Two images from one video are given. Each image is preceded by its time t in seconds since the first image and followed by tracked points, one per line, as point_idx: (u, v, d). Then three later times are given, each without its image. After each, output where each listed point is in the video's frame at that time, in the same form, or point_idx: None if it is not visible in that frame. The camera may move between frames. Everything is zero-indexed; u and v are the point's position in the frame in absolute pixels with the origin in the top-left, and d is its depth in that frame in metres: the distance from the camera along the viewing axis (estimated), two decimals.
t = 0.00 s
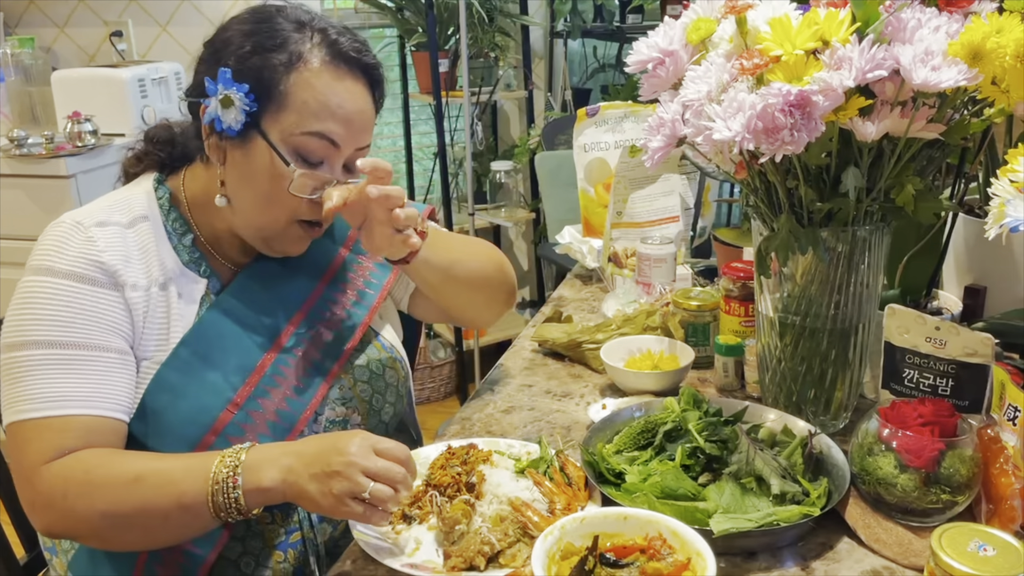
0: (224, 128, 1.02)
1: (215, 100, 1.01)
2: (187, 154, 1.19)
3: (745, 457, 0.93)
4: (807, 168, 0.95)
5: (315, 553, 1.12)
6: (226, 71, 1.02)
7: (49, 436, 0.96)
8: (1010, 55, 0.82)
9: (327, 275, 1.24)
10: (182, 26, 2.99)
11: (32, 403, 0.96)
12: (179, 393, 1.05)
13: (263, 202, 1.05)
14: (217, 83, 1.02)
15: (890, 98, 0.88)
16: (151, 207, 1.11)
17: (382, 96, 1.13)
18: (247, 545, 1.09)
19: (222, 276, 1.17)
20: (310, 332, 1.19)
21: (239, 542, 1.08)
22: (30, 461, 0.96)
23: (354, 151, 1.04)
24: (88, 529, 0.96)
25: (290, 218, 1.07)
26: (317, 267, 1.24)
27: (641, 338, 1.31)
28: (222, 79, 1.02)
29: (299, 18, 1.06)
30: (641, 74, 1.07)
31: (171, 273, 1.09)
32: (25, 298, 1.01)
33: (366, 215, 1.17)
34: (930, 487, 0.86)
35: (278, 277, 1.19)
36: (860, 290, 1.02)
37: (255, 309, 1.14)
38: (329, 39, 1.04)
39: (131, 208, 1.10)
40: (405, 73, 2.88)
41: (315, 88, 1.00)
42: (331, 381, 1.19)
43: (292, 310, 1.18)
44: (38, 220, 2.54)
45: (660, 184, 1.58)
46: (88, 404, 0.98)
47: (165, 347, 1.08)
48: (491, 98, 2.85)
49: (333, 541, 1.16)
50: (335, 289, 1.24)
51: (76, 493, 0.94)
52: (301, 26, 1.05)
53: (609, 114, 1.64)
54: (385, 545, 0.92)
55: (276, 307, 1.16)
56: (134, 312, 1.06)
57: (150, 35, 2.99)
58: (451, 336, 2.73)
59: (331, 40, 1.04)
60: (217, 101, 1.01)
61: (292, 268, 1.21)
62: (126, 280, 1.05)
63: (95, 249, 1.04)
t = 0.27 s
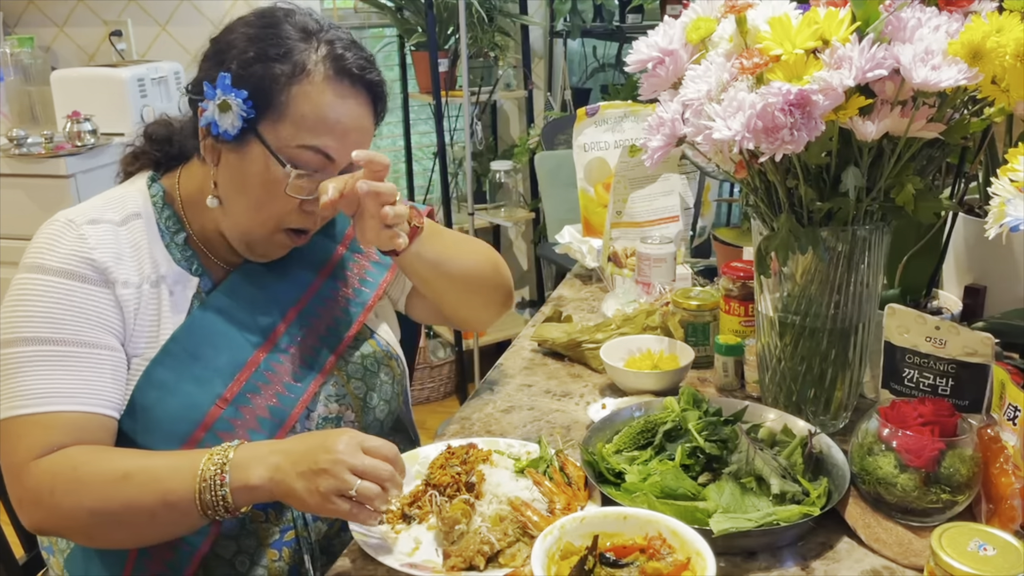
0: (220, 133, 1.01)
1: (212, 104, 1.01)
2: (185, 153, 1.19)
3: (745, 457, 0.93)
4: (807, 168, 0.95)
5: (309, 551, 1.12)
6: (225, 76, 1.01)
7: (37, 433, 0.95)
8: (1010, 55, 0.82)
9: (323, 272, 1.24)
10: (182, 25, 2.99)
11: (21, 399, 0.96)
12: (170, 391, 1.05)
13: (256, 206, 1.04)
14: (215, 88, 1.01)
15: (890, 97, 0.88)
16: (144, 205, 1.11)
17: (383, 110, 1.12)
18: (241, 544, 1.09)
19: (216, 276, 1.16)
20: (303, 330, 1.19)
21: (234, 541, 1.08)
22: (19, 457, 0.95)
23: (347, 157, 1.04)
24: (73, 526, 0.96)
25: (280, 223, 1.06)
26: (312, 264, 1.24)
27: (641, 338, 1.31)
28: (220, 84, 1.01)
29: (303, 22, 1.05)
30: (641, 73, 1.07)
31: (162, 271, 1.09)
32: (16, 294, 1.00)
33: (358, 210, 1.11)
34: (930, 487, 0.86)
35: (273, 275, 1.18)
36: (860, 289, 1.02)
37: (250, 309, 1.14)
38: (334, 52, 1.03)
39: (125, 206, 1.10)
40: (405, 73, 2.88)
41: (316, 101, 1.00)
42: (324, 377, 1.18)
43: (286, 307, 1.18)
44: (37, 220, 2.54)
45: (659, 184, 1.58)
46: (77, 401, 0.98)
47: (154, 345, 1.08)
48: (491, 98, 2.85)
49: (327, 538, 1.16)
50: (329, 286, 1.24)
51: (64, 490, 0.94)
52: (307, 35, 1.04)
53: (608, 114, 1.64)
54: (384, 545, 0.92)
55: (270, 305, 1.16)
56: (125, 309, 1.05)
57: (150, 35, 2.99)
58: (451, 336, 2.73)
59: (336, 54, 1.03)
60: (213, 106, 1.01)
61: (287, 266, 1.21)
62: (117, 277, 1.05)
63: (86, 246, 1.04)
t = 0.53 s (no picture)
0: (213, 138, 1.01)
1: (201, 109, 1.00)
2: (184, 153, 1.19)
3: (745, 457, 0.93)
4: (806, 168, 0.95)
5: (308, 553, 1.11)
6: (213, 81, 1.00)
7: (38, 442, 0.95)
8: (1010, 54, 0.82)
9: (318, 272, 1.24)
10: (182, 25, 2.99)
11: (22, 408, 0.96)
12: (171, 394, 1.06)
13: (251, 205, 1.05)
14: (203, 92, 1.01)
15: (889, 97, 0.88)
16: (141, 209, 1.11)
17: (376, 110, 1.13)
18: (239, 545, 1.09)
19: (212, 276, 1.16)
20: (302, 330, 1.19)
21: (231, 542, 1.08)
22: (20, 466, 0.96)
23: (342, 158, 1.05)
24: (76, 533, 0.96)
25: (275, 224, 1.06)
26: (309, 262, 1.23)
27: (640, 338, 1.31)
28: (208, 89, 1.00)
29: (297, 23, 1.05)
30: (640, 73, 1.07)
31: (161, 276, 1.09)
32: (14, 302, 1.00)
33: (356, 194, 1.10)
34: (929, 487, 0.86)
35: (270, 274, 1.18)
36: (859, 290, 1.02)
37: (247, 310, 1.14)
38: (324, 53, 1.02)
39: (122, 210, 1.10)
40: (404, 73, 2.88)
41: (307, 103, 1.00)
42: (322, 377, 1.18)
43: (284, 308, 1.19)
44: (37, 220, 2.54)
45: (659, 184, 1.58)
46: (77, 409, 0.98)
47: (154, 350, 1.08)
48: (491, 98, 2.85)
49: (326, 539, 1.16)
50: (325, 284, 1.24)
51: (69, 498, 0.94)
52: (297, 36, 1.03)
53: (608, 114, 1.64)
54: (384, 545, 0.92)
55: (268, 307, 1.17)
56: (124, 314, 1.05)
57: (149, 35, 2.99)
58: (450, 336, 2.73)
59: (327, 55, 1.02)
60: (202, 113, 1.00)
61: (285, 267, 1.21)
62: (115, 283, 1.05)
63: (84, 253, 1.04)
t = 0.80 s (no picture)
0: (204, 136, 1.01)
1: (194, 108, 1.01)
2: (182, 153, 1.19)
3: (744, 457, 0.93)
4: (805, 168, 0.95)
5: (308, 556, 1.11)
6: (204, 78, 1.01)
7: (38, 448, 0.95)
8: (1009, 55, 0.82)
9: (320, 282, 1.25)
10: (181, 25, 2.99)
11: (20, 414, 0.96)
12: (170, 398, 1.06)
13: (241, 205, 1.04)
14: (195, 90, 1.02)
15: (888, 98, 0.88)
16: (135, 211, 1.11)
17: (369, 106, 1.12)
18: (239, 548, 1.09)
19: (207, 277, 1.16)
20: (301, 338, 1.19)
21: (230, 545, 1.08)
22: (20, 473, 0.95)
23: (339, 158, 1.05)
24: (81, 538, 0.96)
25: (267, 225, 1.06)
26: (309, 273, 1.25)
27: (639, 338, 1.31)
28: (200, 87, 1.01)
29: (288, 19, 1.05)
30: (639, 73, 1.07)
31: (156, 279, 1.09)
32: (10, 307, 1.00)
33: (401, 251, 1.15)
34: (927, 487, 0.86)
35: (271, 284, 1.19)
36: (858, 290, 1.02)
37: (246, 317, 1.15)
38: (314, 47, 1.03)
39: (115, 213, 1.10)
40: (404, 73, 2.88)
41: (297, 98, 0.99)
42: (321, 385, 1.18)
43: (283, 316, 1.20)
44: (36, 219, 2.53)
45: (658, 184, 1.58)
46: (76, 415, 0.98)
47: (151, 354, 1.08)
48: (490, 97, 2.85)
49: (325, 543, 1.14)
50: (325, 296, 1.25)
51: (67, 498, 0.94)
52: (287, 31, 1.03)
53: (607, 114, 1.64)
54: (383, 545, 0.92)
55: (267, 314, 1.17)
56: (120, 318, 1.05)
57: (149, 35, 2.99)
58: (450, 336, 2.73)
59: (316, 49, 1.03)
60: (195, 111, 1.01)
61: (284, 275, 1.21)
62: (111, 286, 1.05)
63: (79, 257, 1.04)
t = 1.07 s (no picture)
0: (211, 140, 1.00)
1: (201, 111, 1.00)
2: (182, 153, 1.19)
3: (743, 457, 0.93)
4: (804, 168, 0.95)
5: (309, 559, 1.10)
6: (213, 82, 1.00)
7: (48, 455, 0.95)
8: (1008, 55, 0.82)
9: (331, 288, 1.25)
10: (181, 25, 2.99)
11: (30, 421, 0.96)
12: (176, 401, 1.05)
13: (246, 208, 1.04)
14: (203, 94, 1.01)
15: (887, 98, 0.88)
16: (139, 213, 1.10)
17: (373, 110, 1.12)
18: (240, 551, 1.09)
19: (212, 279, 1.16)
20: (308, 346, 1.19)
21: (232, 549, 1.08)
22: (31, 479, 0.96)
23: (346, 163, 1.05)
24: (100, 542, 0.96)
25: (272, 228, 1.06)
26: (320, 283, 1.24)
27: (639, 338, 1.31)
28: (208, 91, 1.00)
29: (294, 22, 1.05)
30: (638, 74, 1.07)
31: (162, 282, 1.08)
32: (15, 313, 0.99)
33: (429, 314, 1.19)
34: (927, 486, 0.86)
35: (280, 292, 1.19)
36: (857, 290, 1.02)
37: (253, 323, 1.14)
38: (322, 50, 1.03)
39: (119, 214, 1.09)
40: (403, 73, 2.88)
41: (306, 102, 0.99)
42: (325, 395, 1.18)
43: (291, 323, 1.19)
44: (36, 219, 2.53)
45: (657, 184, 1.58)
46: (85, 420, 0.98)
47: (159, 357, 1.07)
48: (490, 97, 2.85)
49: (327, 546, 1.14)
50: (335, 305, 1.25)
51: (68, 498, 0.94)
52: (294, 33, 1.03)
53: (606, 114, 1.64)
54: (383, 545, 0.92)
55: (275, 321, 1.17)
56: (127, 321, 1.05)
57: (148, 35, 2.99)
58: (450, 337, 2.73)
59: (324, 52, 1.03)
60: (202, 115, 1.00)
61: (293, 283, 1.21)
62: (117, 290, 1.04)
63: (85, 261, 1.03)
